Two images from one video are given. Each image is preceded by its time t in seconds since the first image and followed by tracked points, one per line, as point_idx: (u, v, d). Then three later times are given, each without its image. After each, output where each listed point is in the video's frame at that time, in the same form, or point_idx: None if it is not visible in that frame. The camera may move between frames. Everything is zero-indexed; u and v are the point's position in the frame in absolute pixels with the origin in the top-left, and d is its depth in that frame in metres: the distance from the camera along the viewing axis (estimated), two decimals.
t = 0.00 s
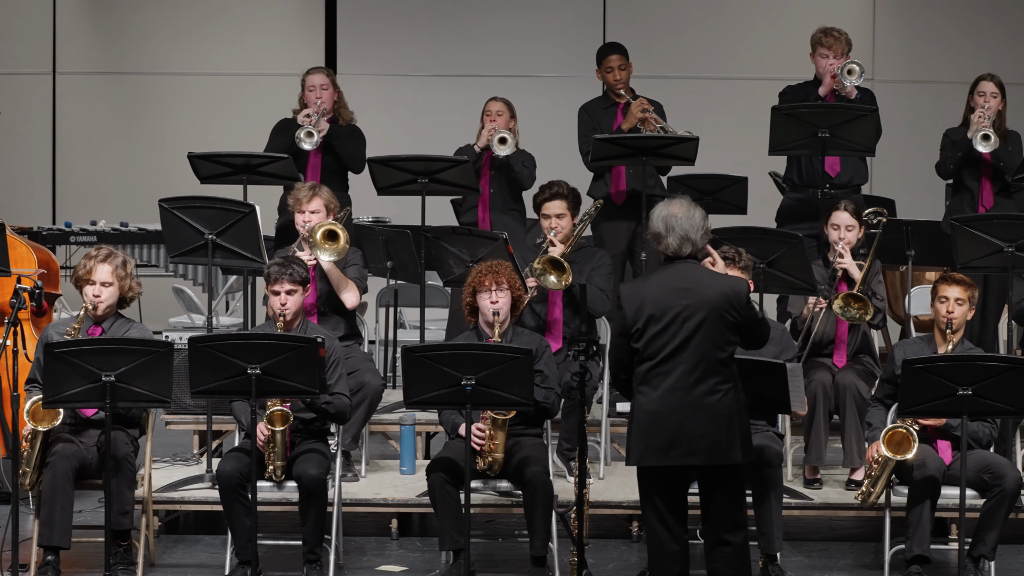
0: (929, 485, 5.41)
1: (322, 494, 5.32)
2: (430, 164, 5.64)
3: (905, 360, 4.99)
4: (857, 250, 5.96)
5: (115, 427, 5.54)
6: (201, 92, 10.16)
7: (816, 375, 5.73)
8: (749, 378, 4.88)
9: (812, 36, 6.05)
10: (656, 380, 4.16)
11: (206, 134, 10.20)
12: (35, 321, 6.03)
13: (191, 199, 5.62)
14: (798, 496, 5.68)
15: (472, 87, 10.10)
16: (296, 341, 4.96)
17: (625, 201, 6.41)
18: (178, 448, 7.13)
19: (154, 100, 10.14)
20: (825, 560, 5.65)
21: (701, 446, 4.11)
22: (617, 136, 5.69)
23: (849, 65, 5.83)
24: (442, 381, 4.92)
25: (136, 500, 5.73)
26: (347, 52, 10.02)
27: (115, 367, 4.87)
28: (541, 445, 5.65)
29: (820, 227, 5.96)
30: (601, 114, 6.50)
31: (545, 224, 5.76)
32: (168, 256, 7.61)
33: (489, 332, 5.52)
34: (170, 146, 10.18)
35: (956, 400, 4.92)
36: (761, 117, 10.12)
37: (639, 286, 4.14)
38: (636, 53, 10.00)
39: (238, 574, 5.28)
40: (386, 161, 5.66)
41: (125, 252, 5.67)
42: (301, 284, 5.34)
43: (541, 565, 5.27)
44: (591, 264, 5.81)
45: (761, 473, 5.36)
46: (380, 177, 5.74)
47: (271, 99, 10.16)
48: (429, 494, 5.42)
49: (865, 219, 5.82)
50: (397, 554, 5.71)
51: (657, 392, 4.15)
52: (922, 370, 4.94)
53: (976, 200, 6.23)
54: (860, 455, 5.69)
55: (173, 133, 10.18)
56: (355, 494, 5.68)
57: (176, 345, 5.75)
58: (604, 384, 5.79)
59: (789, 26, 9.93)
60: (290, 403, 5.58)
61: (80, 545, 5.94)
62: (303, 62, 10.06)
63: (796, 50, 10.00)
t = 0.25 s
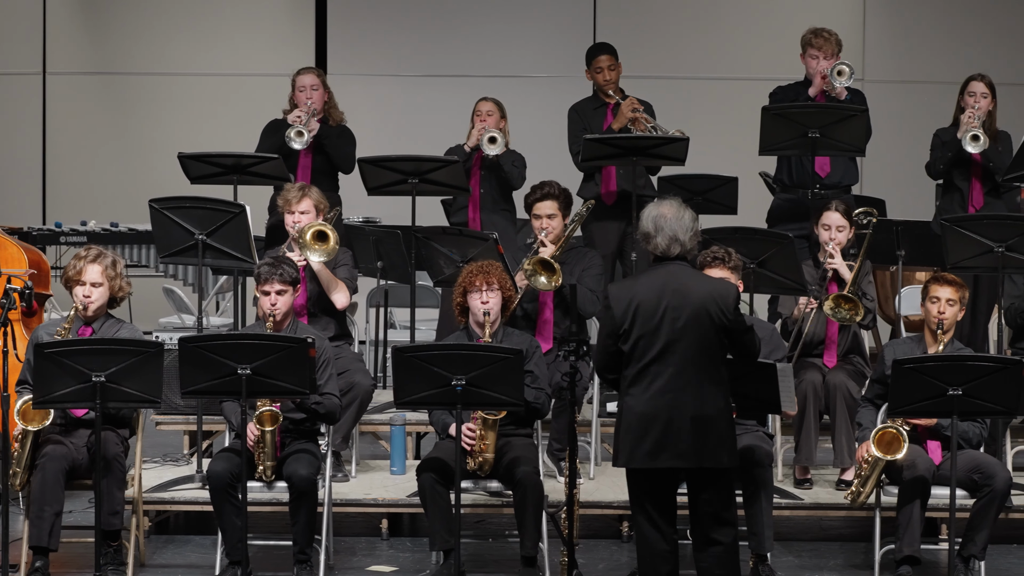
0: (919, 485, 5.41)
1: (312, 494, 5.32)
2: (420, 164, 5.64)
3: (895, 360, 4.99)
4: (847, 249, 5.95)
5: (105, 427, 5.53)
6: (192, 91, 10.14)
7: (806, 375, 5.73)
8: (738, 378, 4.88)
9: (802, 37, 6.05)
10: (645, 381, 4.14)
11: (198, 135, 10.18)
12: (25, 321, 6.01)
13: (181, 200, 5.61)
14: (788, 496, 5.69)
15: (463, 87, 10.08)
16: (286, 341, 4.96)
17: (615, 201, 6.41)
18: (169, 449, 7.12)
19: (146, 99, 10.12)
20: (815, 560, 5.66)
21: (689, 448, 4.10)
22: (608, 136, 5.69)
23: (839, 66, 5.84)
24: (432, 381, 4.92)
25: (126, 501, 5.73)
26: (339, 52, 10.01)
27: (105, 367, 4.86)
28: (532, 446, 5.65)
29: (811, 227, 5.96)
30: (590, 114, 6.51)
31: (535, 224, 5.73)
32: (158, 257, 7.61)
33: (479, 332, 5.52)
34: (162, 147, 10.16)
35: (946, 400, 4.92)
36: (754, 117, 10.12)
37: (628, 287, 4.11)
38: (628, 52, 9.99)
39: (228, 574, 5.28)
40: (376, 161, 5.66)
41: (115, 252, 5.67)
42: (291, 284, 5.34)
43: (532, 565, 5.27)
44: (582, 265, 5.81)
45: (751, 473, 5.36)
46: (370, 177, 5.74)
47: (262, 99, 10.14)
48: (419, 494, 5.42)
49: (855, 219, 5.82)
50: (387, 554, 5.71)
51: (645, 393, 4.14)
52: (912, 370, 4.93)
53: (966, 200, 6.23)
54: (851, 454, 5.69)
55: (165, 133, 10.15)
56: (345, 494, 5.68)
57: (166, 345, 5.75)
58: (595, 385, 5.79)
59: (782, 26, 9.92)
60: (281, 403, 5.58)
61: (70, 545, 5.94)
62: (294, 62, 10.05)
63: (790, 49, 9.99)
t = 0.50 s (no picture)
0: (910, 485, 5.41)
1: (304, 494, 5.32)
2: (411, 164, 5.64)
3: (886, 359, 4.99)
4: (839, 248, 5.87)
5: (96, 427, 5.52)
6: (183, 91, 10.13)
7: (797, 375, 5.73)
8: (727, 378, 4.87)
9: (793, 36, 6.06)
10: (633, 381, 4.15)
11: (191, 135, 10.17)
12: (16, 321, 6.01)
13: (172, 199, 5.61)
14: (779, 496, 5.69)
15: (454, 87, 10.07)
16: (277, 341, 4.96)
17: (606, 201, 6.43)
18: (159, 448, 7.12)
19: (137, 99, 10.11)
20: (806, 560, 5.66)
21: (677, 448, 4.09)
22: (599, 136, 5.70)
23: (830, 66, 5.84)
24: (423, 381, 4.92)
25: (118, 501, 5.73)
26: (331, 52, 10.00)
27: (97, 367, 4.86)
28: (523, 445, 5.65)
29: (802, 227, 5.96)
30: (582, 114, 6.51)
31: (527, 224, 5.72)
32: (148, 257, 7.62)
33: (471, 332, 5.52)
34: (155, 147, 10.15)
35: (937, 400, 4.92)
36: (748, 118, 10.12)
37: (617, 286, 4.13)
38: (621, 53, 9.99)
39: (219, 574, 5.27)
40: (367, 161, 5.65)
41: (105, 252, 5.67)
42: (281, 284, 5.34)
43: (523, 565, 5.27)
44: (573, 265, 5.81)
45: (742, 473, 5.36)
46: (362, 177, 5.74)
47: (253, 99, 10.13)
48: (410, 494, 5.42)
49: (846, 219, 5.82)
50: (379, 554, 5.72)
51: (633, 393, 4.14)
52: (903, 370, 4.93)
53: (957, 200, 6.23)
54: (842, 454, 5.70)
55: (157, 134, 10.14)
56: (336, 494, 5.68)
57: (157, 345, 5.75)
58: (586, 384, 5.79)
59: (775, 26, 9.92)
60: (272, 403, 5.58)
61: (60, 545, 5.94)
62: (286, 62, 10.04)
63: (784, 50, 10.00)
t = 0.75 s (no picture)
0: (899, 485, 5.41)
1: (292, 494, 5.32)
2: (400, 164, 5.64)
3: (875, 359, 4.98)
4: (827, 249, 5.90)
5: (85, 427, 5.50)
6: (172, 91, 10.11)
7: (786, 375, 5.73)
8: (715, 378, 4.87)
9: (782, 36, 6.06)
10: (622, 382, 4.14)
11: (182, 135, 10.14)
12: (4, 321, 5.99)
13: (161, 199, 5.61)
14: (767, 496, 5.69)
15: (443, 87, 10.06)
16: (266, 341, 4.95)
17: (595, 201, 6.45)
18: (148, 448, 7.11)
19: (128, 99, 10.10)
20: (795, 560, 5.66)
21: (663, 450, 4.08)
22: (588, 136, 5.70)
23: (819, 66, 5.84)
24: (412, 381, 4.92)
25: (106, 501, 5.73)
26: (322, 52, 9.99)
27: (85, 367, 4.85)
28: (512, 445, 5.65)
29: (791, 226, 5.96)
30: (572, 113, 6.51)
31: (517, 223, 5.72)
32: (137, 257, 7.63)
33: (460, 332, 5.52)
34: (146, 147, 10.13)
35: (926, 400, 4.92)
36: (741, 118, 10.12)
37: (608, 286, 4.13)
38: (611, 53, 9.98)
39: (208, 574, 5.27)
40: (355, 161, 5.65)
41: (93, 252, 5.67)
42: (271, 284, 5.34)
43: (511, 565, 5.27)
44: (562, 265, 5.81)
45: (730, 473, 5.36)
46: (351, 177, 5.74)
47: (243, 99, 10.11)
48: (399, 494, 5.41)
49: (834, 219, 5.82)
50: (367, 554, 5.71)
51: (622, 393, 4.13)
52: (892, 370, 4.93)
53: (945, 200, 6.24)
54: (831, 454, 5.71)
55: (148, 134, 10.12)
56: (325, 494, 5.68)
57: (146, 345, 5.74)
58: (575, 384, 5.79)
59: (768, 26, 9.92)
60: (261, 403, 5.58)
61: (48, 546, 5.93)
62: (276, 62, 10.02)
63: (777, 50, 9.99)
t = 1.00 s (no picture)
0: (888, 485, 5.41)
1: (281, 494, 5.31)
2: (389, 164, 5.64)
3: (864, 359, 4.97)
4: (816, 249, 5.91)
5: (74, 427, 5.50)
6: (163, 91, 10.10)
7: (775, 374, 5.73)
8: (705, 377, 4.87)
9: (771, 36, 6.06)
10: (621, 383, 4.09)
11: (174, 135, 10.13)
12: None
13: (150, 200, 5.61)
14: (757, 496, 5.69)
15: (433, 87, 10.05)
16: (255, 341, 4.95)
17: (585, 200, 6.46)
18: (136, 449, 7.10)
19: (119, 99, 10.08)
20: (784, 560, 5.66)
21: (664, 450, 4.05)
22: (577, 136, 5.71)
23: (808, 67, 5.84)
24: (402, 381, 4.91)
25: (96, 501, 5.72)
26: (316, 52, 9.98)
27: (74, 367, 4.84)
28: (501, 445, 5.65)
29: (780, 226, 5.97)
30: (562, 113, 6.51)
31: (505, 223, 5.73)
32: (126, 256, 7.66)
33: (449, 333, 5.52)
34: (138, 147, 10.11)
35: (915, 400, 4.92)
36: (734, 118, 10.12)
37: (606, 287, 4.06)
38: (602, 52, 9.97)
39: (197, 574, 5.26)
40: (344, 161, 5.66)
41: (82, 251, 5.67)
42: (260, 284, 5.34)
43: (501, 565, 5.27)
44: (551, 265, 5.82)
45: (721, 473, 5.36)
46: (340, 177, 5.75)
47: (233, 99, 10.10)
48: (388, 494, 5.41)
49: (823, 219, 5.82)
50: (357, 554, 5.71)
51: (620, 394, 4.08)
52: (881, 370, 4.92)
53: (934, 200, 6.25)
54: (820, 454, 5.71)
55: (140, 134, 10.11)
56: (314, 495, 5.68)
57: (135, 345, 5.74)
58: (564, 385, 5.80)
59: (761, 26, 9.91)
60: (250, 403, 5.58)
61: (37, 546, 5.93)
62: (266, 62, 10.01)
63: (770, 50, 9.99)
